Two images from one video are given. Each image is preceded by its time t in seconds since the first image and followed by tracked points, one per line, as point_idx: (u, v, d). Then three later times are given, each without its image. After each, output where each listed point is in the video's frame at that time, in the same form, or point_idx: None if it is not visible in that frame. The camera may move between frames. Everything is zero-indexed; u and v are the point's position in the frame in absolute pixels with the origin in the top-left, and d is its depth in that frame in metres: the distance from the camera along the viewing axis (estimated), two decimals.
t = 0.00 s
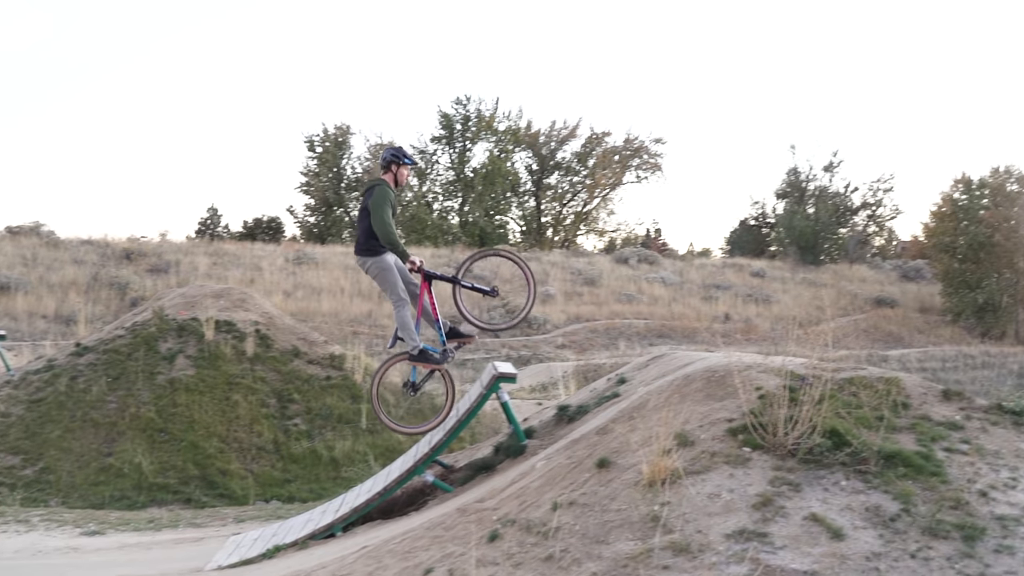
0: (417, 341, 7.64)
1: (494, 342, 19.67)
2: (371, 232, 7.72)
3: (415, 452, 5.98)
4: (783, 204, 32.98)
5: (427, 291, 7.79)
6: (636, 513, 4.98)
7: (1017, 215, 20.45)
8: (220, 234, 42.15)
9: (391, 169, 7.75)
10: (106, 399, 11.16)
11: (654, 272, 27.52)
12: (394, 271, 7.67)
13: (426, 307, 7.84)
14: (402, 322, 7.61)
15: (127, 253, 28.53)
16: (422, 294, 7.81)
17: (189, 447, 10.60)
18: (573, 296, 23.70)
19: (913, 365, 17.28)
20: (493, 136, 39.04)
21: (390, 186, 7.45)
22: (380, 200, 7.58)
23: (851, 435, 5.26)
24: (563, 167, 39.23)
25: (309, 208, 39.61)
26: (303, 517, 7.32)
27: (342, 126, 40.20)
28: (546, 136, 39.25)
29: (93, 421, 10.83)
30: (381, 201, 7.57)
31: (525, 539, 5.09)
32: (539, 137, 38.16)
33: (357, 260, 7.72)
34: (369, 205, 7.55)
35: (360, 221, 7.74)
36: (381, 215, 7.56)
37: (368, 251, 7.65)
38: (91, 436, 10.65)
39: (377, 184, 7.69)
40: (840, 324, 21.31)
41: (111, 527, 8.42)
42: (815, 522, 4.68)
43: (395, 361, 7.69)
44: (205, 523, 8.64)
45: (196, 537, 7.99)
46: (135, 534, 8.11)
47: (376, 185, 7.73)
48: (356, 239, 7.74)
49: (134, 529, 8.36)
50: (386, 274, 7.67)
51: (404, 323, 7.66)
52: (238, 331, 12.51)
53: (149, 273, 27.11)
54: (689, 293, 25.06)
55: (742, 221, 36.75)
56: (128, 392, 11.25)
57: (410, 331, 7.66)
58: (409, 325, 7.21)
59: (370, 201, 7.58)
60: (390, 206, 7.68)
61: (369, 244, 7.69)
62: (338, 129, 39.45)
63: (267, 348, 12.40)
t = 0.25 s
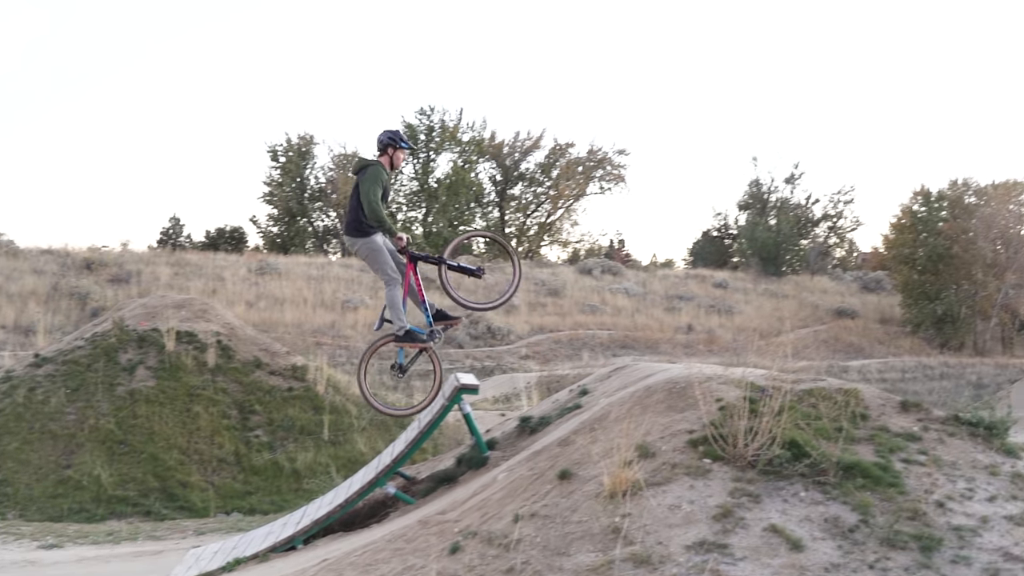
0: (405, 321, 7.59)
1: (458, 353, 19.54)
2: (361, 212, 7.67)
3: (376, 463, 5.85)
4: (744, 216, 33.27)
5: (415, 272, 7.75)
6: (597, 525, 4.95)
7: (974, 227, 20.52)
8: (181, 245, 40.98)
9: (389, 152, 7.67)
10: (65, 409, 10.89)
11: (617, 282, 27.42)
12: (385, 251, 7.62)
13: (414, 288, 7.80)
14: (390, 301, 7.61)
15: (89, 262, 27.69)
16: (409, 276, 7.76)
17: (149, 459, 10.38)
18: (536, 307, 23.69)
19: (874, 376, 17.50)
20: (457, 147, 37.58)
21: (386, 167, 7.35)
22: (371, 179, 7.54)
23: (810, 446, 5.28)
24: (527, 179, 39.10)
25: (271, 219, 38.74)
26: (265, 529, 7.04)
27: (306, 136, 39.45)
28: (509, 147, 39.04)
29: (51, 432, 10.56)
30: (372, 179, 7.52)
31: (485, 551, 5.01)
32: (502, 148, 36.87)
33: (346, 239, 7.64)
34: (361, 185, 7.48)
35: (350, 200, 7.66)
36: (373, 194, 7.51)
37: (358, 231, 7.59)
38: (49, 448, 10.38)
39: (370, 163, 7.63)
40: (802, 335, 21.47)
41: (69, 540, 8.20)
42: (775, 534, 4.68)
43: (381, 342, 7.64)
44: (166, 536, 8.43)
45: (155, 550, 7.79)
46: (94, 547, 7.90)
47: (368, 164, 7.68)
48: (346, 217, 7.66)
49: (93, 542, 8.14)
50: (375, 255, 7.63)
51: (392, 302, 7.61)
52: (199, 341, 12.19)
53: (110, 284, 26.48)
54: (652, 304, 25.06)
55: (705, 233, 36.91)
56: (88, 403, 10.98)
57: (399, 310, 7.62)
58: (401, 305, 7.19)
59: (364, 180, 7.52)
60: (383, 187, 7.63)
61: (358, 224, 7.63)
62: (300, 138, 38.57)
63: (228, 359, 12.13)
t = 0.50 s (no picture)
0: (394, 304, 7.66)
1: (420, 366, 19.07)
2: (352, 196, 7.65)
3: (340, 477, 5.85)
4: (709, 228, 33.38)
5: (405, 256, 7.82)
6: (560, 538, 4.95)
7: (934, 241, 20.68)
8: (145, 256, 38.19)
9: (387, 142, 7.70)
10: (25, 422, 10.79)
11: (582, 295, 26.90)
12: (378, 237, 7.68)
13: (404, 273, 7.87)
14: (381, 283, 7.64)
15: (49, 272, 24.22)
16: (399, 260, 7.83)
17: (110, 471, 10.30)
18: (503, 320, 23.25)
19: (836, 389, 17.60)
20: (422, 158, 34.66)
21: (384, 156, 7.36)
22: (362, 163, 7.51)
23: (772, 459, 5.29)
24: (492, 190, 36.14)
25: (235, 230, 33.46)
26: (228, 542, 6.77)
27: (270, 144, 35.20)
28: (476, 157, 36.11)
29: (9, 445, 10.45)
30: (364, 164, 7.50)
31: (449, 565, 5.01)
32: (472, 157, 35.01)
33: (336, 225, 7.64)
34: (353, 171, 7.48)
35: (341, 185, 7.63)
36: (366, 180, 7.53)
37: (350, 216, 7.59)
38: (6, 461, 10.27)
39: (364, 148, 7.65)
40: (765, 348, 21.53)
41: (27, 554, 8.15)
42: (737, 546, 4.72)
43: (367, 326, 7.67)
44: (126, 549, 8.37)
45: (114, 565, 7.73)
46: (56, 561, 7.86)
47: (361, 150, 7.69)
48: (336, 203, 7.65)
49: (54, 556, 8.12)
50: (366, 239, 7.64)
51: (382, 285, 7.64)
52: (162, 353, 12.09)
53: (73, 296, 23.08)
54: (617, 316, 24.77)
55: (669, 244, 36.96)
56: (48, 415, 10.89)
57: (388, 294, 7.68)
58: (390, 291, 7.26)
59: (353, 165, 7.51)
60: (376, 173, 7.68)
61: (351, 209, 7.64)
62: (266, 147, 34.25)
63: (191, 371, 12.03)
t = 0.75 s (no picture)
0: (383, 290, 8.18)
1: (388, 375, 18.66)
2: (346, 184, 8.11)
3: (303, 488, 5.82)
4: (675, 238, 33.61)
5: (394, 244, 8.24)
6: (523, 549, 4.94)
7: (897, 252, 21.56)
8: (108, 263, 37.33)
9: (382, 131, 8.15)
10: None
11: (550, 305, 26.09)
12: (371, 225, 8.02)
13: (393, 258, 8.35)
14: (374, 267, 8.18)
15: (12, 281, 22.90)
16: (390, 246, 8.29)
17: (72, 482, 10.18)
18: (470, 331, 22.68)
19: (800, 400, 18.41)
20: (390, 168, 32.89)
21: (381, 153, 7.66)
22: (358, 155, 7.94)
23: (734, 469, 5.30)
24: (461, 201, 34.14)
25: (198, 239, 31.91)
26: (188, 555, 6.62)
27: (237, 152, 33.11)
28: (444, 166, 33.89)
29: None
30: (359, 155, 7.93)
31: None
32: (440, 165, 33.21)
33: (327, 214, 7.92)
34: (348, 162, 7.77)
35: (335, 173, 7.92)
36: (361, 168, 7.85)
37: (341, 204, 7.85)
38: None
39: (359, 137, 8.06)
40: (731, 360, 22.26)
41: None
42: (700, 557, 4.73)
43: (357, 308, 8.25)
44: (86, 561, 8.27)
45: None
46: (15, 573, 7.76)
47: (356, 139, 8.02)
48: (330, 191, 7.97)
49: (13, 568, 8.01)
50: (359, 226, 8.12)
51: (375, 269, 8.19)
52: (126, 363, 11.86)
53: (35, 305, 21.62)
54: (584, 325, 24.37)
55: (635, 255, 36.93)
56: (8, 426, 10.69)
57: (378, 278, 8.22)
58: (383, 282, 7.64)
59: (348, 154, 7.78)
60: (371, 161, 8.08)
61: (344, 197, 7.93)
62: (232, 156, 32.36)
63: (155, 380, 11.80)
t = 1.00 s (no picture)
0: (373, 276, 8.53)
1: (355, 382, 18.47)
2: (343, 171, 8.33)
3: (268, 495, 5.79)
4: (642, 245, 33.69)
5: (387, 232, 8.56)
6: (489, 557, 4.93)
7: (861, 260, 21.76)
8: (72, 270, 37.05)
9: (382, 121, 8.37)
10: None
11: (517, 312, 25.96)
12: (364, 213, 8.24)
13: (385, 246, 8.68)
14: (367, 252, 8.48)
15: None
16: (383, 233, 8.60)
17: (32, 491, 9.92)
18: (438, 337, 22.41)
19: (766, 406, 18.93)
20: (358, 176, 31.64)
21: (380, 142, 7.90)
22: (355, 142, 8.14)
23: (699, 476, 5.32)
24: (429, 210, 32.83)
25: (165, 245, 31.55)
26: (151, 563, 6.56)
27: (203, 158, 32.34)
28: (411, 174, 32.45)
29: None
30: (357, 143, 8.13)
31: None
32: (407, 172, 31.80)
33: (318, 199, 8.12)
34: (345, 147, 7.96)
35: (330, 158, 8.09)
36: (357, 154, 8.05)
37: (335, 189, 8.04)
38: None
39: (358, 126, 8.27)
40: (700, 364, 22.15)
41: None
42: (665, 564, 4.74)
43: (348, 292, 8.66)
44: (48, 571, 8.12)
45: None
46: None
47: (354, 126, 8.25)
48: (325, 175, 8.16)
49: None
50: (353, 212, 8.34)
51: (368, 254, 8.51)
52: (90, 369, 11.72)
53: None
54: (551, 333, 24.23)
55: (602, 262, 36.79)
56: None
57: (369, 263, 8.58)
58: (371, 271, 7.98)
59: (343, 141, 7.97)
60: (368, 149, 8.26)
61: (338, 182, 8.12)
62: (199, 162, 31.59)
63: (119, 388, 11.68)
